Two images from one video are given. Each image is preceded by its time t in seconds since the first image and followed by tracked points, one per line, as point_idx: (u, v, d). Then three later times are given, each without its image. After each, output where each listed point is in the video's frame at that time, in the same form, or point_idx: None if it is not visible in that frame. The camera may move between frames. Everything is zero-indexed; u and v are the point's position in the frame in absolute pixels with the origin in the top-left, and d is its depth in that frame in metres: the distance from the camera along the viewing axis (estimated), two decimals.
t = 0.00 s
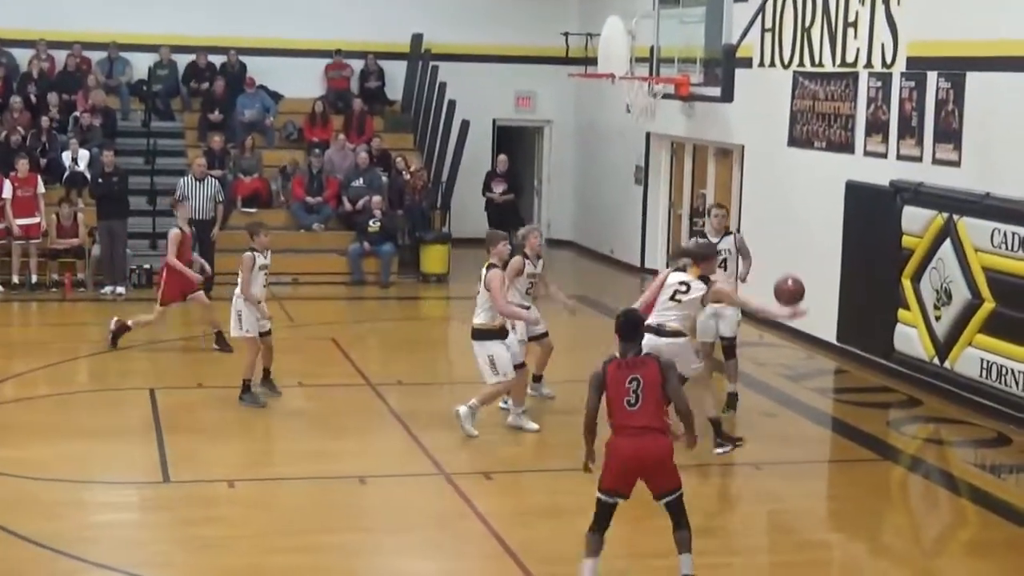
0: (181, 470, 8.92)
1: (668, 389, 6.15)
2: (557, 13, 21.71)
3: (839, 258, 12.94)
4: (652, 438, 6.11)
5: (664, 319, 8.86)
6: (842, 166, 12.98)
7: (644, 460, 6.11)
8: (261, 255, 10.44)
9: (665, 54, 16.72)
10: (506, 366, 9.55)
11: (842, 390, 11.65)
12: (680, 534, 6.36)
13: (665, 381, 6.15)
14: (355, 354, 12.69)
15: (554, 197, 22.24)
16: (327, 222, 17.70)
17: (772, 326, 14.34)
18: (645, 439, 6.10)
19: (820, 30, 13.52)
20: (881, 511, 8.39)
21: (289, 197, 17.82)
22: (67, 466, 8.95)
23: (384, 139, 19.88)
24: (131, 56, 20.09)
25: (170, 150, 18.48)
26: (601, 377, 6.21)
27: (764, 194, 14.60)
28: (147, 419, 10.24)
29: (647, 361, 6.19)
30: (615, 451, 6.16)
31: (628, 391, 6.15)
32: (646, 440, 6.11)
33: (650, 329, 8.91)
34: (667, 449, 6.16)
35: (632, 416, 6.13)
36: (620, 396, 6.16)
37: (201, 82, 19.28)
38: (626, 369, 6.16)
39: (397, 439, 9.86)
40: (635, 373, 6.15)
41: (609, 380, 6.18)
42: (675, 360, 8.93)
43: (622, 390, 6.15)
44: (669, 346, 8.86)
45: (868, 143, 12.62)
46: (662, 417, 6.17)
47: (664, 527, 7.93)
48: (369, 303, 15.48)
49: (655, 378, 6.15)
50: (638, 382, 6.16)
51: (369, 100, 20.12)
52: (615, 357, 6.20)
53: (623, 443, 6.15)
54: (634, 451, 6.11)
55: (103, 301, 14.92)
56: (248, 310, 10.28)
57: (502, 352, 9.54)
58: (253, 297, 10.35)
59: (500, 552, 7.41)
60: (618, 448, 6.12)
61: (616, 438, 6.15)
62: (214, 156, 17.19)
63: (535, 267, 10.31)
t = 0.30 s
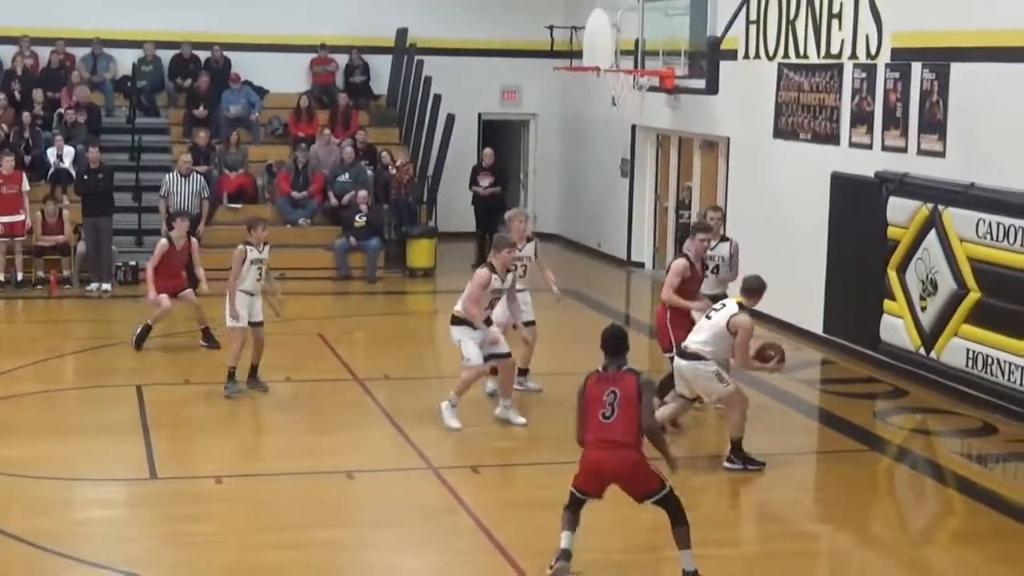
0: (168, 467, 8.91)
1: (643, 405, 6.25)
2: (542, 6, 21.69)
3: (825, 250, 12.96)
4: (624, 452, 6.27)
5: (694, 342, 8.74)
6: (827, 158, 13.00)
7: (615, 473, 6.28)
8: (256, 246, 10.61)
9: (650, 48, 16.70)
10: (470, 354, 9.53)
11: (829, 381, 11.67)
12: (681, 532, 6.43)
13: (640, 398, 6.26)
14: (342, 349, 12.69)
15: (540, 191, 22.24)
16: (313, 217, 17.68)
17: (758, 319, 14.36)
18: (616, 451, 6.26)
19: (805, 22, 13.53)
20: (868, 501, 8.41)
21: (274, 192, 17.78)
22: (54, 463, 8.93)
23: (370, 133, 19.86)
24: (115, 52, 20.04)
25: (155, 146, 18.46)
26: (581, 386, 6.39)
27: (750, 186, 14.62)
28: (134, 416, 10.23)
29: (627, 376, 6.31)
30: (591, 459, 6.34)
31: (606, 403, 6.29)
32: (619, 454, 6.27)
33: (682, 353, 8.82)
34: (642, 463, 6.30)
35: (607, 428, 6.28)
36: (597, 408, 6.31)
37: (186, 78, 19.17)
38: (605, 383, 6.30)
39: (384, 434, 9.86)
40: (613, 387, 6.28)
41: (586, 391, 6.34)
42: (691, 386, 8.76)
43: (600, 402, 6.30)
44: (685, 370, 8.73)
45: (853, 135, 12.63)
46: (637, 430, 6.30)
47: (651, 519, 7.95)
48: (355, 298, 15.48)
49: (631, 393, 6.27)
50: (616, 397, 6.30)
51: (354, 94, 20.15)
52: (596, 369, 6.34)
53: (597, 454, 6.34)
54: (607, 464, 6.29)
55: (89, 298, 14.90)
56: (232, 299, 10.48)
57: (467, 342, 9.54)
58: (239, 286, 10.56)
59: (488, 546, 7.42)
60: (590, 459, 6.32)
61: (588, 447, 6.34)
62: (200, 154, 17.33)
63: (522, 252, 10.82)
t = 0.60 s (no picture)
0: (156, 461, 8.90)
1: (549, 371, 6.44)
2: None
3: (811, 241, 12.98)
4: (548, 421, 6.40)
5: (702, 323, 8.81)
6: (813, 149, 13.02)
7: (546, 444, 6.40)
8: (237, 239, 10.69)
9: (635, 39, 16.71)
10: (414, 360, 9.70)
11: (815, 372, 11.70)
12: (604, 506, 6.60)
13: (545, 365, 6.43)
14: (330, 343, 12.68)
15: (526, 184, 22.23)
16: (299, 210, 17.67)
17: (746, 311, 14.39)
18: (542, 423, 6.39)
19: (790, 13, 13.54)
20: (855, 492, 8.43)
21: (260, 185, 17.77)
22: (41, 458, 8.92)
23: (355, 126, 19.83)
24: (100, 46, 19.97)
25: (140, 139, 18.41)
26: (483, 371, 6.39)
27: (736, 178, 14.63)
28: (121, 410, 10.21)
29: (523, 349, 6.43)
30: (516, 440, 6.39)
31: (518, 380, 6.37)
32: (545, 424, 6.40)
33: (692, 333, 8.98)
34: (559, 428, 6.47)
35: (527, 403, 6.38)
36: (509, 387, 6.37)
37: (171, 70, 19.11)
38: (510, 361, 6.38)
39: (373, 427, 9.86)
40: (520, 363, 6.39)
41: (495, 374, 6.37)
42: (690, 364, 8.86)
43: (512, 381, 6.37)
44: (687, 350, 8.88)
45: (839, 126, 12.65)
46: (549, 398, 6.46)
47: (641, 511, 7.96)
48: (341, 290, 15.46)
49: (537, 364, 6.42)
50: (522, 371, 6.40)
51: (340, 87, 20.13)
52: (497, 349, 6.39)
53: (520, 433, 6.41)
54: (537, 438, 6.38)
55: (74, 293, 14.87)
56: (219, 292, 10.68)
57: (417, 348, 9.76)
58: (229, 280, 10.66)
59: (476, 538, 7.42)
60: (519, 439, 6.37)
61: (514, 428, 6.40)
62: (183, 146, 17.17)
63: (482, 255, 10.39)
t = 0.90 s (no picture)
0: (148, 455, 8.88)
1: (434, 343, 6.62)
2: None
3: (802, 234, 12.98)
4: (433, 390, 6.63)
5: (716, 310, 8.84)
6: (805, 143, 13.02)
7: (433, 412, 6.62)
8: (215, 226, 11.07)
9: (627, 33, 16.71)
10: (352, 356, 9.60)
11: (807, 366, 11.71)
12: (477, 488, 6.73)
13: (431, 336, 6.62)
14: (322, 336, 12.67)
15: (518, 178, 22.23)
16: (290, 203, 17.66)
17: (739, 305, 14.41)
18: (428, 392, 6.60)
19: (782, 7, 13.54)
20: (847, 486, 8.43)
21: (252, 179, 17.78)
22: (32, 452, 8.90)
23: (347, 119, 19.82)
24: (91, 39, 19.91)
25: (131, 133, 18.39)
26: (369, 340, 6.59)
27: (728, 171, 14.64)
28: (113, 403, 10.19)
29: (408, 322, 6.62)
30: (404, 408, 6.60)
31: (403, 351, 6.56)
32: (431, 393, 6.61)
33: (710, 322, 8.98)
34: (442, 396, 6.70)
35: (414, 373, 6.58)
36: (395, 357, 6.56)
37: (162, 63, 19.10)
38: (396, 333, 6.56)
39: (364, 421, 9.85)
40: (405, 335, 6.56)
41: (380, 343, 6.56)
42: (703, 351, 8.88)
43: (397, 352, 6.55)
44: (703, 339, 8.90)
45: (831, 119, 12.66)
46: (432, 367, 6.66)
47: (633, 505, 7.96)
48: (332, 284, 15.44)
49: (421, 336, 6.60)
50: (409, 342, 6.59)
51: (331, 80, 20.11)
52: (384, 322, 6.57)
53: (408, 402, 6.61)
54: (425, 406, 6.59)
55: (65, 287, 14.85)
56: (201, 277, 10.99)
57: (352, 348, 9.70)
58: (208, 264, 11.01)
59: (468, 532, 7.41)
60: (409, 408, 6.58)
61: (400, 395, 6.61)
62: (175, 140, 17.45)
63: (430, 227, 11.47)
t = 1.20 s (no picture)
0: (144, 448, 8.87)
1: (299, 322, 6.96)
2: None
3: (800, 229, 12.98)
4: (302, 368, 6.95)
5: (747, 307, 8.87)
6: (802, 138, 13.02)
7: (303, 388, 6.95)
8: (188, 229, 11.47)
9: (625, 27, 16.72)
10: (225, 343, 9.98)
11: (804, 361, 11.72)
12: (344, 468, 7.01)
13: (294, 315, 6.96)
14: (319, 330, 12.66)
15: (515, 173, 22.22)
16: (286, 196, 17.62)
17: (736, 300, 14.42)
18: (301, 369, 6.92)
19: (780, 2, 13.54)
20: (843, 482, 8.43)
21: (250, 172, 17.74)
22: (28, 444, 8.89)
23: (345, 113, 19.80)
24: (88, 31, 19.86)
25: (128, 125, 18.37)
26: (252, 321, 6.74)
27: (725, 167, 14.63)
28: (109, 396, 10.18)
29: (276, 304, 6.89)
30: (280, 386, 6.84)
31: (281, 329, 6.82)
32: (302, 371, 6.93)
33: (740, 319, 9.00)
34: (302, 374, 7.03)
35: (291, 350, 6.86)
36: (275, 335, 6.80)
37: (160, 55, 19.09)
38: (274, 313, 6.82)
39: (362, 415, 9.84)
40: (280, 315, 6.84)
41: (264, 322, 6.76)
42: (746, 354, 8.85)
43: (276, 330, 6.80)
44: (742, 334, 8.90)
45: (829, 115, 12.65)
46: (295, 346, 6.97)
47: (630, 500, 7.96)
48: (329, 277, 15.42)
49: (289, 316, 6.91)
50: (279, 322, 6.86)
51: (329, 74, 20.13)
52: (261, 301, 6.80)
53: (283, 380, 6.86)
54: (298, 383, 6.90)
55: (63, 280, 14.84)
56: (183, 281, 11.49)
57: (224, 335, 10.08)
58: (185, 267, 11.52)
59: (464, 527, 7.40)
60: (287, 384, 6.85)
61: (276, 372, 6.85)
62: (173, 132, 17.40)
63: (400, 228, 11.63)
